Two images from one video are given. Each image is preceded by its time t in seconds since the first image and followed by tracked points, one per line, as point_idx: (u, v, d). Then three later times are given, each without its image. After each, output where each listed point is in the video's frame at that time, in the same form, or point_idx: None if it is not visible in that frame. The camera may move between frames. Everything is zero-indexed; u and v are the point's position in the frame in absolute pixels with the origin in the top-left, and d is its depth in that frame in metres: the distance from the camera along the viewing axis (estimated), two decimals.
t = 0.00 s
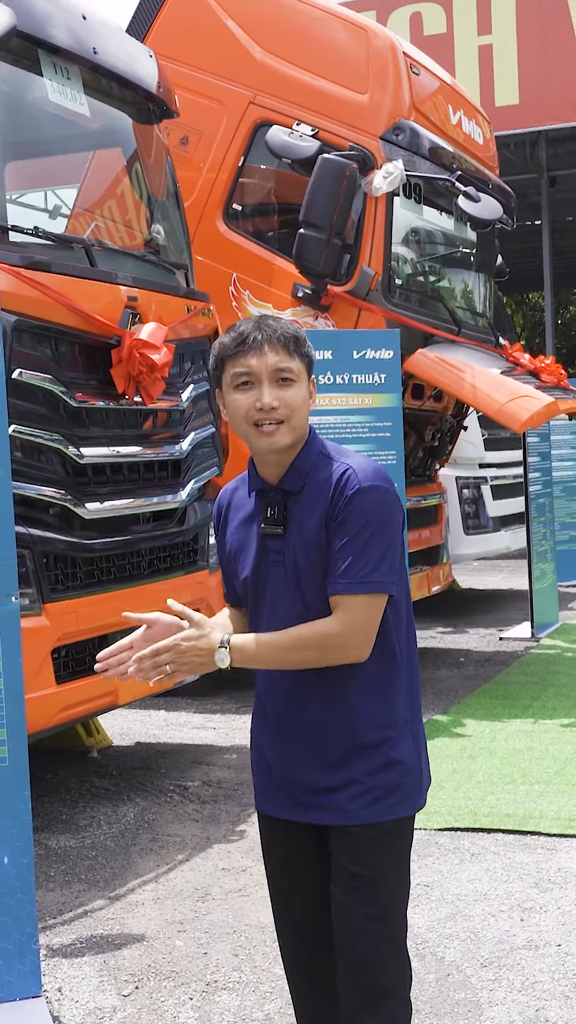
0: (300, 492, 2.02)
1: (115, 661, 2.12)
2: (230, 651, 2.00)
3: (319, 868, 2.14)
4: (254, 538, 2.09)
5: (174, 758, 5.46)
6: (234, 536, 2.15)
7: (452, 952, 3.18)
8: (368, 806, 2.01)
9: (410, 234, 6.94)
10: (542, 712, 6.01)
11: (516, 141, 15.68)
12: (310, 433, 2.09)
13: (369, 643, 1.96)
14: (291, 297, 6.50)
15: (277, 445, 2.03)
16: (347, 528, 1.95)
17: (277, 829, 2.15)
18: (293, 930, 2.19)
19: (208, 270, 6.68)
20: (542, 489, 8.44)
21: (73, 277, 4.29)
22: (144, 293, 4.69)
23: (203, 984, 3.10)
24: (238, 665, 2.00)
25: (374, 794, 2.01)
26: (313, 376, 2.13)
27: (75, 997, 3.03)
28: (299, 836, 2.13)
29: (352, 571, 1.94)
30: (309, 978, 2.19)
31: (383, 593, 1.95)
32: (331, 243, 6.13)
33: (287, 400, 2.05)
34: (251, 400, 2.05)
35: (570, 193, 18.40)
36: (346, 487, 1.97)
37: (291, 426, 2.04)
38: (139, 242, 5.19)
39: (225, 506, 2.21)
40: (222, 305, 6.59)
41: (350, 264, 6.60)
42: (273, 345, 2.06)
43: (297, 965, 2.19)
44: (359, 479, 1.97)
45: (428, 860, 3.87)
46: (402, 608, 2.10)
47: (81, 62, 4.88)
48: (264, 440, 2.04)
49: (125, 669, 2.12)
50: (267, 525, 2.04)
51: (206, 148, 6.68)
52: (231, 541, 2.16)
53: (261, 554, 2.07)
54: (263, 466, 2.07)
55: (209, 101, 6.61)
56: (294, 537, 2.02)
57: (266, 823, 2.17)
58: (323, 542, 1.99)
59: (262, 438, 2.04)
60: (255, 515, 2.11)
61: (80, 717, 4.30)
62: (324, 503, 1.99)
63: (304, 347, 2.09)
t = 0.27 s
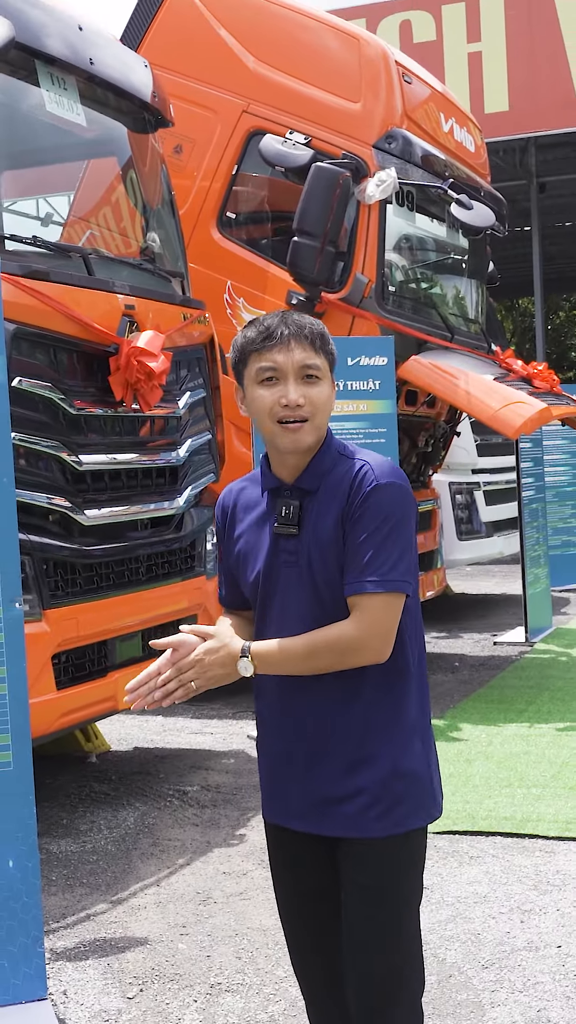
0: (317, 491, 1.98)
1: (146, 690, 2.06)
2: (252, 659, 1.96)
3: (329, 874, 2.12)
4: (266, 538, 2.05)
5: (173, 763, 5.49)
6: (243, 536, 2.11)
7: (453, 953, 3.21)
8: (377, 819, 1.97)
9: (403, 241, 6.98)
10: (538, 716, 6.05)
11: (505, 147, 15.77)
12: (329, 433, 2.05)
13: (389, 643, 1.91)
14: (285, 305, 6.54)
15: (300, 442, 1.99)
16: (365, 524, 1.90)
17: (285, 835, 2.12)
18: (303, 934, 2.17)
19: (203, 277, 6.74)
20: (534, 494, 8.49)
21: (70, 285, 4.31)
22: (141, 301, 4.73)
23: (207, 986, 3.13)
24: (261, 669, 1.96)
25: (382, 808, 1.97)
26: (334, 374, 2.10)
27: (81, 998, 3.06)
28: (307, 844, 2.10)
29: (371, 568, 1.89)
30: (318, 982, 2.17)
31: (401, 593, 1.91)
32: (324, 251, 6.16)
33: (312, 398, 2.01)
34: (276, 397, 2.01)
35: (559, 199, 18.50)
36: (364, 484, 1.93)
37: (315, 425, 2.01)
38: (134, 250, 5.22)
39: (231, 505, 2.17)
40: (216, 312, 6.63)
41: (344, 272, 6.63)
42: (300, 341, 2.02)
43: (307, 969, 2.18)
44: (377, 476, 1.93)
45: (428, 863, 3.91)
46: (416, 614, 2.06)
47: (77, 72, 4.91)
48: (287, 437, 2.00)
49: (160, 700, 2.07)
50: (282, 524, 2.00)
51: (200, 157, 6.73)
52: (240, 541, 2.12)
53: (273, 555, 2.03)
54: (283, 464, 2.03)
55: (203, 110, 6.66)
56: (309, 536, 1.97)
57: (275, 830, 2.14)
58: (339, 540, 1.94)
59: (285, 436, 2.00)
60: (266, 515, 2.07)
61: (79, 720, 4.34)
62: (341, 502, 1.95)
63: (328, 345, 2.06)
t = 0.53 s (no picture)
0: (352, 491, 2.01)
1: (163, 682, 2.02)
2: (275, 658, 1.95)
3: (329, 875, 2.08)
4: (293, 537, 2.06)
5: (170, 768, 5.51)
6: (265, 534, 2.12)
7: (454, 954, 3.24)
8: (401, 828, 1.95)
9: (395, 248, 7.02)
10: (532, 720, 6.09)
11: (493, 154, 15.85)
12: (364, 434, 2.08)
13: (420, 650, 1.92)
14: (279, 312, 6.59)
15: (337, 442, 2.02)
16: (405, 526, 1.93)
17: (289, 835, 2.07)
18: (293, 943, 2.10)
19: (198, 285, 6.78)
20: (526, 500, 8.54)
21: (69, 292, 4.35)
22: (139, 309, 4.77)
23: (211, 987, 3.16)
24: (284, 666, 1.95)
25: (406, 815, 1.95)
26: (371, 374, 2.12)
27: (86, 1000, 3.09)
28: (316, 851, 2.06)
29: (411, 568, 1.91)
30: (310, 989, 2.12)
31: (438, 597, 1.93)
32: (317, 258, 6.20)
33: (349, 396, 2.03)
34: (313, 394, 2.03)
35: (546, 206, 18.59)
36: (405, 486, 1.96)
37: (351, 424, 2.03)
38: (129, 257, 5.25)
39: (252, 503, 2.19)
40: (211, 320, 6.68)
41: (337, 279, 6.68)
42: (339, 339, 2.04)
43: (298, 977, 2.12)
44: (418, 480, 1.96)
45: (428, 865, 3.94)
46: (441, 625, 2.07)
47: (74, 81, 4.95)
48: (323, 435, 2.02)
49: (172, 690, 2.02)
50: (312, 523, 2.01)
51: (193, 165, 6.79)
52: (261, 539, 2.12)
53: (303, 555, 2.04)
54: (316, 462, 2.05)
55: (196, 118, 6.72)
56: (343, 537, 1.99)
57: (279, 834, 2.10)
58: (377, 541, 1.96)
59: (321, 433, 2.03)
60: (293, 515, 2.08)
61: (80, 727, 4.37)
62: (378, 503, 1.97)
63: (367, 345, 2.08)
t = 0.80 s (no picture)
0: (393, 488, 2.05)
1: (195, 676, 2.11)
2: (309, 656, 1.99)
3: (341, 865, 2.10)
4: (324, 533, 2.10)
5: (168, 772, 5.54)
6: (293, 529, 2.16)
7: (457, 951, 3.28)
8: (427, 827, 1.99)
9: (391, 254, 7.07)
10: (527, 723, 6.14)
11: (483, 160, 15.90)
12: (403, 432, 2.12)
13: (456, 650, 1.96)
14: (274, 317, 6.61)
15: (376, 439, 2.06)
16: (448, 525, 1.97)
17: (304, 834, 2.09)
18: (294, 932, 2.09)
19: (195, 290, 6.84)
20: (518, 505, 8.59)
21: (72, 298, 4.38)
22: (139, 315, 4.80)
23: (218, 987, 3.19)
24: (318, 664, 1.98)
25: (433, 815, 2.00)
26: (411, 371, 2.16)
27: (93, 999, 3.12)
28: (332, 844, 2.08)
29: (455, 570, 1.95)
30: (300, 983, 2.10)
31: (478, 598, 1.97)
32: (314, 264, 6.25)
33: (389, 394, 2.07)
34: (354, 390, 2.07)
35: (535, 211, 18.65)
36: (450, 486, 2.00)
37: (390, 421, 2.07)
38: (126, 263, 5.28)
39: (281, 496, 2.23)
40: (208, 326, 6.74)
41: (333, 285, 6.69)
42: (381, 336, 2.08)
43: (289, 972, 2.10)
44: (462, 480, 2.00)
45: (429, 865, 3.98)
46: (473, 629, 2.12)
47: (74, 88, 4.98)
48: (363, 431, 2.06)
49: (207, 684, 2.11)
50: (348, 520, 2.05)
51: (188, 171, 6.82)
52: (289, 533, 2.16)
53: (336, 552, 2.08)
54: (356, 457, 2.09)
55: (193, 124, 6.76)
56: (379, 536, 2.03)
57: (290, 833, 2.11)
58: (419, 542, 2.00)
59: (360, 429, 2.07)
60: (325, 511, 2.12)
61: (81, 730, 4.39)
62: (420, 502, 2.01)
63: (408, 342, 2.12)
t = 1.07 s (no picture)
0: (414, 493, 2.04)
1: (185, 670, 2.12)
2: (370, 658, 1.92)
3: (353, 864, 2.08)
4: (343, 533, 2.09)
5: (170, 772, 5.57)
6: (312, 527, 2.14)
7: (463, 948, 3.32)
8: (440, 831, 1.99)
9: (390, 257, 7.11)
10: (526, 724, 6.18)
11: (477, 163, 15.97)
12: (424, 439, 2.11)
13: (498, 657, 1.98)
14: (275, 320, 6.67)
15: (400, 442, 2.06)
16: (481, 538, 1.97)
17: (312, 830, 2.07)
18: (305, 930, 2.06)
19: (196, 294, 6.90)
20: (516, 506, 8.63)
21: (77, 301, 4.42)
22: (142, 318, 4.85)
23: (226, 983, 3.22)
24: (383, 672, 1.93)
25: (447, 817, 1.99)
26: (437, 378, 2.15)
27: (103, 996, 3.15)
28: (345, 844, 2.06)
29: (486, 581, 1.95)
30: (309, 984, 2.06)
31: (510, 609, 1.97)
32: (314, 267, 6.29)
33: (416, 398, 2.06)
34: (380, 393, 2.06)
35: (530, 214, 18.71)
36: (480, 498, 1.99)
37: (414, 425, 2.06)
38: (128, 266, 5.29)
39: (299, 495, 2.22)
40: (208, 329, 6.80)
41: (333, 287, 6.72)
42: (409, 340, 2.08)
43: (299, 972, 2.06)
44: (491, 494, 1.99)
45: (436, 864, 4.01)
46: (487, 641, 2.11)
47: (79, 93, 5.02)
48: (387, 435, 2.06)
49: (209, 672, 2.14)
50: (367, 521, 2.04)
51: (189, 175, 6.90)
52: (308, 531, 2.15)
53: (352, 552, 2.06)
54: (378, 461, 2.08)
55: (193, 128, 6.84)
56: (400, 539, 2.02)
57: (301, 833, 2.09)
58: (447, 549, 1.99)
59: (385, 432, 2.06)
60: (344, 511, 2.11)
61: (86, 730, 4.42)
62: (451, 511, 2.00)
63: (436, 347, 2.11)
